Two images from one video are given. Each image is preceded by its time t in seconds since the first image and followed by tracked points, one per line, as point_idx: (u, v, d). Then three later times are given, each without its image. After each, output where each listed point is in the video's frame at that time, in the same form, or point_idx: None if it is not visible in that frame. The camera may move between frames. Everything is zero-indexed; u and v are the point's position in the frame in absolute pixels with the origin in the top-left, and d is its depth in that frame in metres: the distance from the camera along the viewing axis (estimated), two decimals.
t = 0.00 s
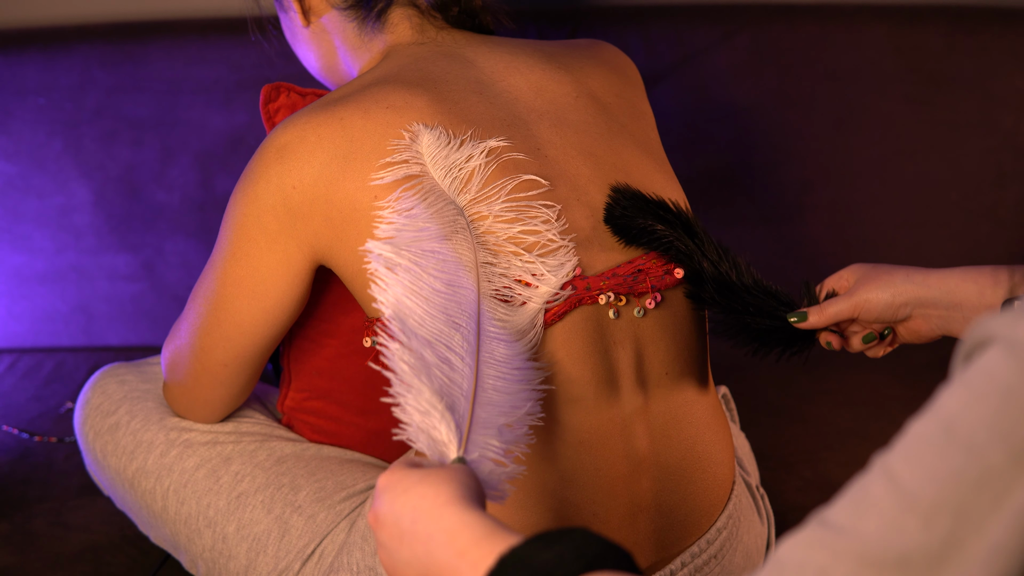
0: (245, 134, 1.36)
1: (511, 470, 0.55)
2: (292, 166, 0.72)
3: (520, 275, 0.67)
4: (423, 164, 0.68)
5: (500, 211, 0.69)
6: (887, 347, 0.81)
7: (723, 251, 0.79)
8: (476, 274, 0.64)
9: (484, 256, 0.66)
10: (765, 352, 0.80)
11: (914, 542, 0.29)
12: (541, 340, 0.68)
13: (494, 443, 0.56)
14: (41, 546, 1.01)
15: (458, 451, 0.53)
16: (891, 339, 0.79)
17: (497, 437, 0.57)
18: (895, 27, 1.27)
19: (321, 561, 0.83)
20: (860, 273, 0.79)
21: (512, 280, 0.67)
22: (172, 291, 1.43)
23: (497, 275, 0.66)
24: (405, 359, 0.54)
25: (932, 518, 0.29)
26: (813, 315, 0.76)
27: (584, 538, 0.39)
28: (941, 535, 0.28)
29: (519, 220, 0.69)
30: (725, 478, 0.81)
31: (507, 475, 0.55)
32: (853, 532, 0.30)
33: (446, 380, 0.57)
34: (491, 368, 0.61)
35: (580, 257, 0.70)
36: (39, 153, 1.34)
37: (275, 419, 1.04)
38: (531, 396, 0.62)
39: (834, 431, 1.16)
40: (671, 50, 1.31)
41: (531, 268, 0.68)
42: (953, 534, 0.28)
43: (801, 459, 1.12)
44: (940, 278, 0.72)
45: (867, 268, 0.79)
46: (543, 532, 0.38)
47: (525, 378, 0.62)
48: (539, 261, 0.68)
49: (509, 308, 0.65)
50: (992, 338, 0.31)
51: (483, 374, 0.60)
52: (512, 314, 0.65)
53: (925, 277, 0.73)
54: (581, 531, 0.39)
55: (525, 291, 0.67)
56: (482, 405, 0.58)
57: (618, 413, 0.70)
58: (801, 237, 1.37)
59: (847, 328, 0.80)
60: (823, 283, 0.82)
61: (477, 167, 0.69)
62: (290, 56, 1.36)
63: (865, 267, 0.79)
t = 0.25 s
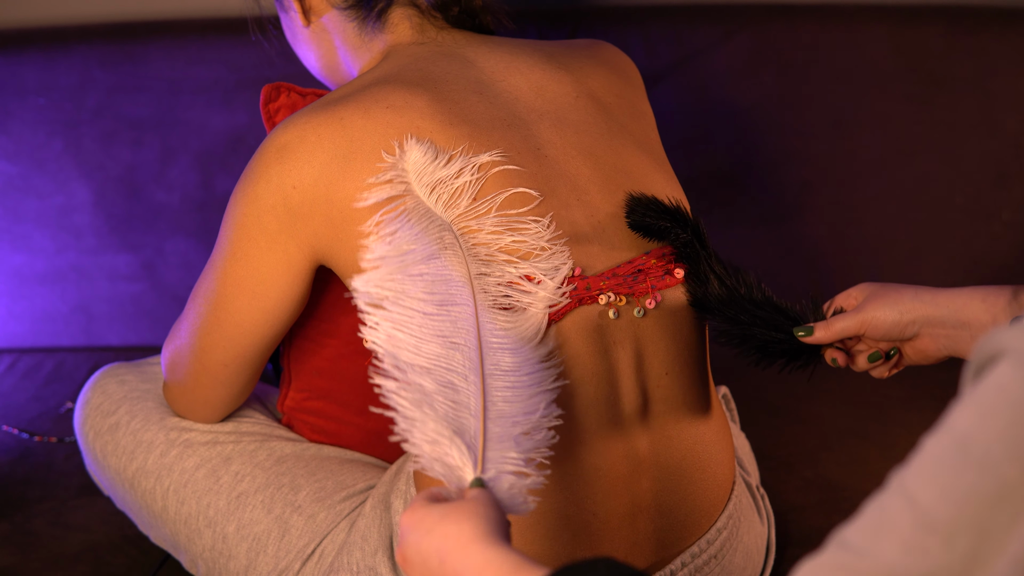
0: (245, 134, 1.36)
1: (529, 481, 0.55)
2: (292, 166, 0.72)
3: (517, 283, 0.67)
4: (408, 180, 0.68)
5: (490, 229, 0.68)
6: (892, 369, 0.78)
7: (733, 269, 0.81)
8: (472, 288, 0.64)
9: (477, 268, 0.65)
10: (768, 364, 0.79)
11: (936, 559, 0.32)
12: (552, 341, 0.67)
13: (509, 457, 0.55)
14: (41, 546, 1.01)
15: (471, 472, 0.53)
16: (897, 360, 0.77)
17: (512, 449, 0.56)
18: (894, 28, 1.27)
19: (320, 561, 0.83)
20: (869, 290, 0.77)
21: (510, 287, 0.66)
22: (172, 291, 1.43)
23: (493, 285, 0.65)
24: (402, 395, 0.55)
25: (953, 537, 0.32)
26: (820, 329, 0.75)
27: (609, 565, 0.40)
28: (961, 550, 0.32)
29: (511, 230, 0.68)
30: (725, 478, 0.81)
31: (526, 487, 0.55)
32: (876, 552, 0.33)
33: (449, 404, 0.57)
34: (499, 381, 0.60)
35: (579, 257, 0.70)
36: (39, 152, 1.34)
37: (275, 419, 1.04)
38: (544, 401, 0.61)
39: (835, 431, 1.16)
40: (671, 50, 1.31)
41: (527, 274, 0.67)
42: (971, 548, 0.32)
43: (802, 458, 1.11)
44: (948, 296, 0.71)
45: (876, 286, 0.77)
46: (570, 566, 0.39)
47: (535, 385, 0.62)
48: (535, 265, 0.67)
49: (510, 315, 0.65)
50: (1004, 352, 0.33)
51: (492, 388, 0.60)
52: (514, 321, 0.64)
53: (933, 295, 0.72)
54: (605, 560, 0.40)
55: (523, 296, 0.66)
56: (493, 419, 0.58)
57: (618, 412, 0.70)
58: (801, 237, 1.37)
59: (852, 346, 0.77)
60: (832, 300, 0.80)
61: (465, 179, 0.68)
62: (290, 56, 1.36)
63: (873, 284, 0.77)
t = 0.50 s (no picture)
0: (245, 134, 1.36)
1: (550, 492, 0.54)
2: (292, 166, 0.72)
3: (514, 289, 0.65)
4: (393, 207, 0.68)
5: (478, 245, 0.66)
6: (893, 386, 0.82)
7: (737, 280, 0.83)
8: (468, 301, 0.62)
9: (468, 279, 0.64)
10: (764, 371, 0.82)
11: None
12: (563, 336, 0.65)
13: (525, 472, 0.55)
14: (41, 546, 1.01)
15: (488, 494, 0.54)
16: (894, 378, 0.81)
17: (528, 462, 0.55)
18: (894, 28, 1.27)
19: (320, 562, 0.83)
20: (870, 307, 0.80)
21: (507, 291, 0.64)
22: (172, 291, 1.43)
23: (488, 293, 0.64)
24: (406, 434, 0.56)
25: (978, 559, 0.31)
26: (821, 344, 0.78)
27: None
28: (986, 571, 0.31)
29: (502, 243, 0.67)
30: (725, 479, 0.81)
31: (546, 499, 0.54)
32: None
33: (456, 429, 0.56)
34: (507, 391, 0.59)
35: (580, 257, 0.70)
36: (39, 152, 1.34)
37: (275, 419, 1.04)
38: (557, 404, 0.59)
39: (835, 431, 1.16)
40: (672, 50, 1.31)
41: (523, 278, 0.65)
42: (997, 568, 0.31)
43: (802, 459, 1.11)
44: (950, 314, 0.75)
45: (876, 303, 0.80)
46: None
47: (546, 388, 0.60)
48: (529, 270, 0.66)
49: (511, 320, 0.63)
50: None
51: (500, 400, 0.58)
52: (515, 324, 0.63)
53: (935, 312, 0.75)
54: None
55: (520, 298, 0.64)
56: (505, 434, 0.57)
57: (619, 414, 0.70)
58: (802, 237, 1.37)
59: (853, 362, 0.81)
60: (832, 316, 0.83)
61: (452, 197, 0.67)
62: (290, 55, 1.35)
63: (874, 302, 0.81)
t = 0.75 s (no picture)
0: (245, 134, 1.36)
1: (571, 497, 0.54)
2: (293, 167, 0.72)
3: (515, 292, 0.65)
4: (388, 228, 0.69)
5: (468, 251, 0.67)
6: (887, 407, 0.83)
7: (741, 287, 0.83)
8: (471, 313, 0.63)
9: (468, 291, 0.64)
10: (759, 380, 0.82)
11: None
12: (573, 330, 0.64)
13: (546, 479, 0.54)
14: (41, 546, 1.01)
15: (510, 507, 0.53)
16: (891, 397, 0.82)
17: (548, 469, 0.55)
18: (894, 28, 1.28)
19: (320, 562, 0.83)
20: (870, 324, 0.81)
21: (509, 297, 0.65)
22: (172, 290, 1.42)
23: (490, 302, 0.64)
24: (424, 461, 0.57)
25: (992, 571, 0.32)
26: (821, 356, 0.78)
27: None
28: None
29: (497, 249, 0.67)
30: (724, 479, 0.81)
31: (569, 506, 0.53)
32: None
33: (471, 445, 0.57)
34: (519, 397, 0.59)
35: (580, 257, 0.70)
36: (39, 153, 1.34)
37: (275, 419, 1.04)
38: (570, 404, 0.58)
39: (835, 431, 1.16)
40: (671, 50, 1.31)
41: (524, 280, 0.65)
42: None
43: (803, 459, 1.11)
44: (950, 332, 0.76)
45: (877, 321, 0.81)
46: None
47: (558, 387, 0.59)
48: (529, 271, 0.66)
49: (516, 323, 0.63)
50: None
51: (513, 408, 0.58)
52: (520, 328, 0.62)
53: (936, 330, 0.76)
54: None
55: (522, 302, 0.64)
56: (522, 442, 0.57)
57: (618, 415, 0.70)
58: (802, 237, 1.37)
59: (851, 379, 0.82)
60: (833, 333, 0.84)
61: (443, 210, 0.68)
62: (290, 56, 1.35)
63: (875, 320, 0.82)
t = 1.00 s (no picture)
0: (245, 134, 1.35)
1: (588, 500, 0.55)
2: (292, 167, 0.72)
3: (505, 293, 0.64)
4: (366, 254, 0.69)
5: (456, 262, 0.66)
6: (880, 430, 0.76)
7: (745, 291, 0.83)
8: (463, 326, 0.63)
9: (456, 302, 0.65)
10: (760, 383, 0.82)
11: None
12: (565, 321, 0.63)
13: (562, 487, 0.56)
14: (41, 546, 1.01)
15: (532, 520, 0.55)
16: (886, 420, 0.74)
17: (562, 476, 0.56)
18: (894, 28, 1.28)
19: (321, 562, 0.83)
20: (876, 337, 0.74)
21: (499, 300, 0.64)
22: (172, 290, 1.42)
23: (480, 310, 0.64)
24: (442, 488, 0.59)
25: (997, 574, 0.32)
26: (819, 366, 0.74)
27: None
28: None
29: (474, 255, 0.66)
30: (724, 480, 0.81)
31: (587, 510, 0.55)
32: None
33: (484, 464, 0.59)
34: (523, 406, 0.60)
35: (580, 257, 0.70)
36: (39, 153, 1.34)
37: (275, 419, 1.04)
38: (575, 402, 0.59)
39: (835, 431, 1.16)
40: (672, 50, 1.31)
41: (511, 279, 0.65)
42: None
43: (803, 459, 1.11)
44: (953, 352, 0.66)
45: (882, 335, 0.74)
46: None
47: (560, 387, 0.60)
48: (514, 270, 0.65)
49: (508, 326, 0.63)
50: None
51: (520, 418, 0.59)
52: (514, 332, 0.62)
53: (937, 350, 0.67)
54: None
55: (512, 303, 0.64)
56: (533, 452, 0.58)
57: (618, 416, 0.70)
58: (802, 237, 1.37)
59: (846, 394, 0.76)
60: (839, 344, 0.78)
61: (422, 224, 0.68)
62: (290, 56, 1.35)
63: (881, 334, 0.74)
